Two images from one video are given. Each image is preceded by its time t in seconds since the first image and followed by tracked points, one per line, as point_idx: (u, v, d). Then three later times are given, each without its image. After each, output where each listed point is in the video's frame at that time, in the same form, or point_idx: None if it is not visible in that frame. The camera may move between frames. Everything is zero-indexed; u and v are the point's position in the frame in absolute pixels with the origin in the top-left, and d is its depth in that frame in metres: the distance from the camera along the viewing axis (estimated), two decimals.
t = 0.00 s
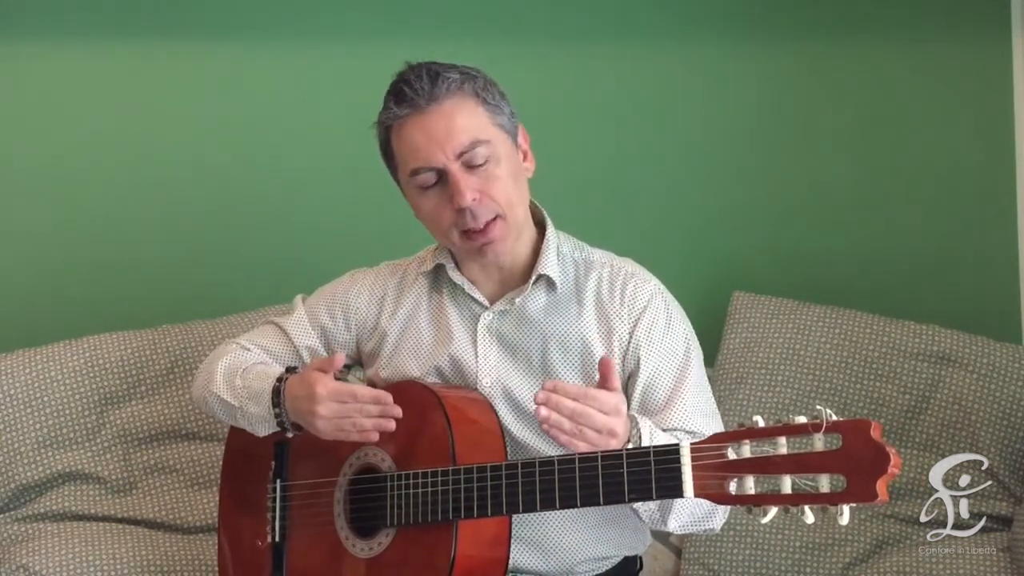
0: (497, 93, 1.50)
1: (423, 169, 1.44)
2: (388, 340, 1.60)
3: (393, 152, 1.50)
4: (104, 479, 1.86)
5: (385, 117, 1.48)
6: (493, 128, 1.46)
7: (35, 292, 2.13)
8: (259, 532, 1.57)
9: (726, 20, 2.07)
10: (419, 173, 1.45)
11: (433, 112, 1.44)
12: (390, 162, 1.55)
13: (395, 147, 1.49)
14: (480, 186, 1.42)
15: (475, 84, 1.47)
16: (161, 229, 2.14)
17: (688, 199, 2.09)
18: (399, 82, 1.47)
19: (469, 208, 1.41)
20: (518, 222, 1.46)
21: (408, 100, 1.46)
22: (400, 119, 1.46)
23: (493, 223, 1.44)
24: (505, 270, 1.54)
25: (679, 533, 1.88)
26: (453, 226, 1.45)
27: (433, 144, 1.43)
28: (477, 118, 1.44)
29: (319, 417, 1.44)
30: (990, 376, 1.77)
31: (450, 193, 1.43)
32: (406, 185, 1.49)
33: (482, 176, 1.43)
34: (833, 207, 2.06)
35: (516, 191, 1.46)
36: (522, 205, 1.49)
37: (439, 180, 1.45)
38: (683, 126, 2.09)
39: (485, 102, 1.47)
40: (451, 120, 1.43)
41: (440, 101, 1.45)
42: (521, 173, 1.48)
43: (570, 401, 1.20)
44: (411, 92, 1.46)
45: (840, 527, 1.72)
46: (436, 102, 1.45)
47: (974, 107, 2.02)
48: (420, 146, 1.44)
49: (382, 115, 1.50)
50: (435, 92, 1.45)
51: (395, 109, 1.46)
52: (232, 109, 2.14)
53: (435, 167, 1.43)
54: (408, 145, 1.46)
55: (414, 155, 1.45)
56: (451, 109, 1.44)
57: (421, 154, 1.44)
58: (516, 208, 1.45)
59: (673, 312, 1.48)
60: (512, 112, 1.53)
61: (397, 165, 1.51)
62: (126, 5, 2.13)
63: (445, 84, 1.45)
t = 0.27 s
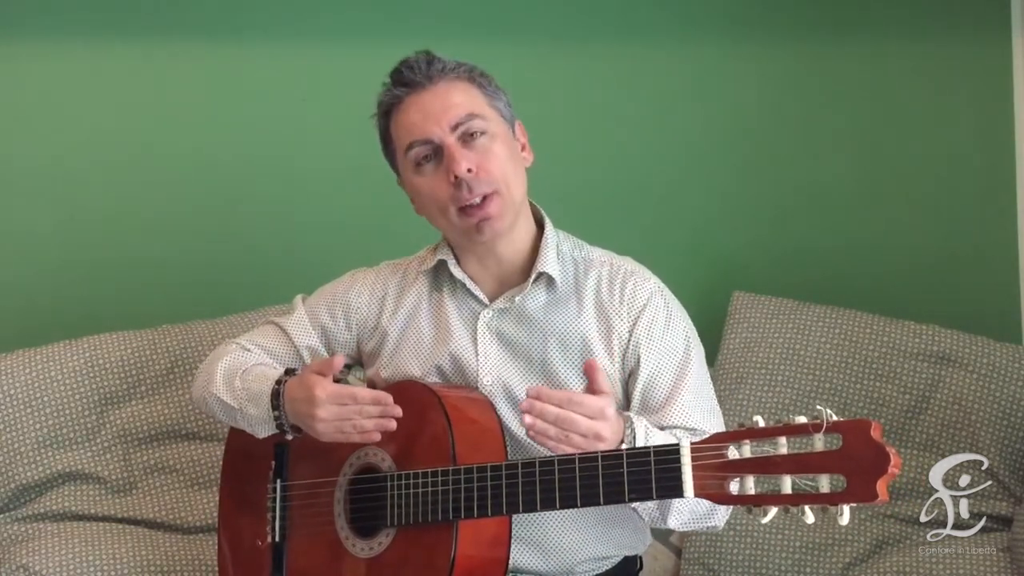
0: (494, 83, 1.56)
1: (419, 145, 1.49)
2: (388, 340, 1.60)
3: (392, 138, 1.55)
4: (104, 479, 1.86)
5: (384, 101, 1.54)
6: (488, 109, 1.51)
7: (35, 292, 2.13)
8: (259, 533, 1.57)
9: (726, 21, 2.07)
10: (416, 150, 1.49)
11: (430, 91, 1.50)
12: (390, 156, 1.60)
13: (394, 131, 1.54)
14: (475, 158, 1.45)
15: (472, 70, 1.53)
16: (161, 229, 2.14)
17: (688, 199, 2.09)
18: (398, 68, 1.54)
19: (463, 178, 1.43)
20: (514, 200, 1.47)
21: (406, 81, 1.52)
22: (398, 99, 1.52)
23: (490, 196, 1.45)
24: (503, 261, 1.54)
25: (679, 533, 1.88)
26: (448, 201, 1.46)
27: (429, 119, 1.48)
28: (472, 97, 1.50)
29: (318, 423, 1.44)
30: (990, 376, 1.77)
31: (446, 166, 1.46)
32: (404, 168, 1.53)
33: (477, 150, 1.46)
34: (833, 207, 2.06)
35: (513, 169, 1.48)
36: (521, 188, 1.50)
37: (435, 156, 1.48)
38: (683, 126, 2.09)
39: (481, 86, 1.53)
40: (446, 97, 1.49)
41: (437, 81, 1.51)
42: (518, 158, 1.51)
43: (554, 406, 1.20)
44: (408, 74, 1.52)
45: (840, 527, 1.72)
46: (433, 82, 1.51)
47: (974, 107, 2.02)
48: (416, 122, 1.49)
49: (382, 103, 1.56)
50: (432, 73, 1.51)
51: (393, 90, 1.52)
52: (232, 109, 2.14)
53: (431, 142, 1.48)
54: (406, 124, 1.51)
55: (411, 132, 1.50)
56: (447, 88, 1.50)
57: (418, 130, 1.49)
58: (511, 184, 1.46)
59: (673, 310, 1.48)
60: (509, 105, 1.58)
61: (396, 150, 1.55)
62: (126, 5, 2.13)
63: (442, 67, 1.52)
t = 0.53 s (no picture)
0: (485, 80, 1.55)
1: (412, 148, 1.49)
2: (391, 339, 1.60)
3: (387, 142, 1.56)
4: (104, 479, 1.85)
5: (376, 107, 1.54)
6: (479, 107, 1.50)
7: (35, 292, 2.12)
8: (260, 532, 1.57)
9: (726, 21, 2.07)
10: (409, 153, 1.49)
11: (420, 94, 1.50)
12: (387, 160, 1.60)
13: (387, 135, 1.54)
14: (468, 158, 1.45)
15: (461, 69, 1.53)
16: (161, 229, 2.14)
17: (688, 198, 2.09)
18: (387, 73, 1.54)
19: (457, 179, 1.44)
20: (509, 198, 1.47)
21: (396, 86, 1.52)
22: (389, 104, 1.52)
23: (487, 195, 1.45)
24: (504, 257, 1.54)
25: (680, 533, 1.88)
26: (444, 203, 1.46)
27: (421, 121, 1.48)
28: (462, 97, 1.49)
29: (309, 430, 1.53)
30: (990, 376, 1.77)
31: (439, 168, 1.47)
32: (400, 171, 1.53)
33: (469, 149, 1.46)
34: (833, 207, 2.06)
35: (508, 166, 1.48)
36: (517, 182, 1.50)
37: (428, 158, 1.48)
38: (683, 127, 2.09)
39: (471, 85, 1.52)
40: (436, 99, 1.49)
41: (426, 83, 1.51)
42: (512, 154, 1.51)
43: (535, 393, 1.23)
44: (398, 79, 1.52)
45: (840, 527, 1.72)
46: (423, 85, 1.51)
47: (973, 107, 2.02)
48: (408, 126, 1.49)
49: (374, 109, 1.56)
50: (420, 76, 1.51)
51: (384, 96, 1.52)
52: (232, 109, 2.14)
53: (424, 144, 1.48)
54: (399, 128, 1.51)
55: (405, 136, 1.50)
56: (436, 90, 1.50)
57: (410, 133, 1.49)
58: (506, 182, 1.47)
59: (671, 297, 1.47)
60: (502, 101, 1.57)
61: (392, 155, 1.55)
62: (126, 6, 2.12)
63: (430, 69, 1.52)
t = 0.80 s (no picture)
0: (471, 84, 1.52)
1: (405, 164, 1.47)
2: (389, 341, 1.60)
3: (378, 153, 1.54)
4: (104, 479, 1.86)
5: (365, 120, 1.52)
6: (468, 117, 1.48)
7: (35, 292, 2.13)
8: (260, 532, 1.58)
9: (725, 21, 2.07)
10: (402, 169, 1.48)
11: (408, 108, 1.47)
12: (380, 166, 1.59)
13: (379, 147, 1.53)
14: (461, 173, 1.44)
15: (447, 77, 1.50)
16: (161, 229, 2.14)
17: (688, 198, 2.09)
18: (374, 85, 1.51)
19: (452, 195, 1.43)
20: (505, 208, 1.47)
21: (384, 100, 1.49)
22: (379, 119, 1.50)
23: (482, 208, 1.45)
24: (502, 259, 1.54)
25: (680, 534, 1.88)
26: (441, 218, 1.46)
27: (411, 137, 1.46)
28: (451, 109, 1.47)
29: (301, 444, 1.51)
30: (990, 376, 1.77)
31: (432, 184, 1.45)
32: (394, 183, 1.52)
33: (462, 163, 1.45)
34: (833, 207, 2.06)
35: (501, 175, 1.47)
36: (511, 189, 1.49)
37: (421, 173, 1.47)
38: (683, 127, 2.09)
39: (459, 92, 1.50)
40: (425, 113, 1.46)
41: (414, 96, 1.48)
42: (504, 160, 1.50)
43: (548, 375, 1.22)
44: (386, 92, 1.49)
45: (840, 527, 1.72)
46: (411, 98, 1.48)
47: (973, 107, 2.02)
48: (399, 142, 1.47)
49: (364, 120, 1.54)
50: (406, 89, 1.48)
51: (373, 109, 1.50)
52: (233, 109, 2.14)
53: (415, 161, 1.46)
54: (389, 143, 1.49)
55: (396, 151, 1.48)
56: (424, 103, 1.47)
57: (402, 149, 1.47)
58: (501, 192, 1.46)
59: (672, 299, 1.47)
60: (492, 102, 1.55)
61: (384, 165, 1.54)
62: (126, 6, 2.12)
63: (417, 81, 1.49)
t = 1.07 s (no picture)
0: (486, 82, 1.51)
1: (414, 158, 1.46)
2: (386, 342, 1.60)
3: (386, 145, 1.52)
4: (104, 479, 1.86)
5: (376, 110, 1.50)
6: (481, 115, 1.47)
7: (36, 292, 2.13)
8: (259, 532, 1.58)
9: (725, 21, 2.07)
10: (410, 163, 1.46)
11: (422, 101, 1.46)
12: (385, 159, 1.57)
13: (387, 139, 1.51)
14: (471, 171, 1.42)
15: (462, 73, 1.49)
16: (161, 229, 2.15)
17: (688, 198, 2.09)
18: (387, 76, 1.49)
19: (460, 193, 1.42)
20: (511, 210, 1.46)
21: (397, 91, 1.47)
22: (390, 110, 1.48)
23: (488, 208, 1.44)
24: (503, 260, 1.54)
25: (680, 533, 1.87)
26: (447, 215, 1.45)
27: (423, 132, 1.45)
28: (465, 105, 1.46)
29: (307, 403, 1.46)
30: (990, 376, 1.77)
31: (441, 181, 1.44)
32: (400, 177, 1.50)
33: (472, 162, 1.43)
34: (833, 207, 2.06)
35: (510, 176, 1.46)
36: (518, 192, 1.49)
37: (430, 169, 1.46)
38: (682, 127, 2.09)
39: (473, 89, 1.48)
40: (438, 107, 1.45)
41: (428, 90, 1.46)
42: (514, 161, 1.49)
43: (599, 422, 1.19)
44: (400, 83, 1.47)
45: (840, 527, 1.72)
46: (425, 92, 1.47)
47: (973, 107, 2.02)
48: (409, 135, 1.46)
49: (373, 111, 1.52)
50: (421, 83, 1.47)
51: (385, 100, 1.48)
52: (232, 110, 2.14)
53: (426, 155, 1.45)
54: (399, 135, 1.47)
55: (406, 145, 1.46)
56: (438, 98, 1.46)
57: (412, 143, 1.45)
58: (508, 194, 1.45)
59: (673, 309, 1.47)
60: (504, 102, 1.54)
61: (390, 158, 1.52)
62: (125, 6, 2.12)
63: (432, 75, 1.47)
